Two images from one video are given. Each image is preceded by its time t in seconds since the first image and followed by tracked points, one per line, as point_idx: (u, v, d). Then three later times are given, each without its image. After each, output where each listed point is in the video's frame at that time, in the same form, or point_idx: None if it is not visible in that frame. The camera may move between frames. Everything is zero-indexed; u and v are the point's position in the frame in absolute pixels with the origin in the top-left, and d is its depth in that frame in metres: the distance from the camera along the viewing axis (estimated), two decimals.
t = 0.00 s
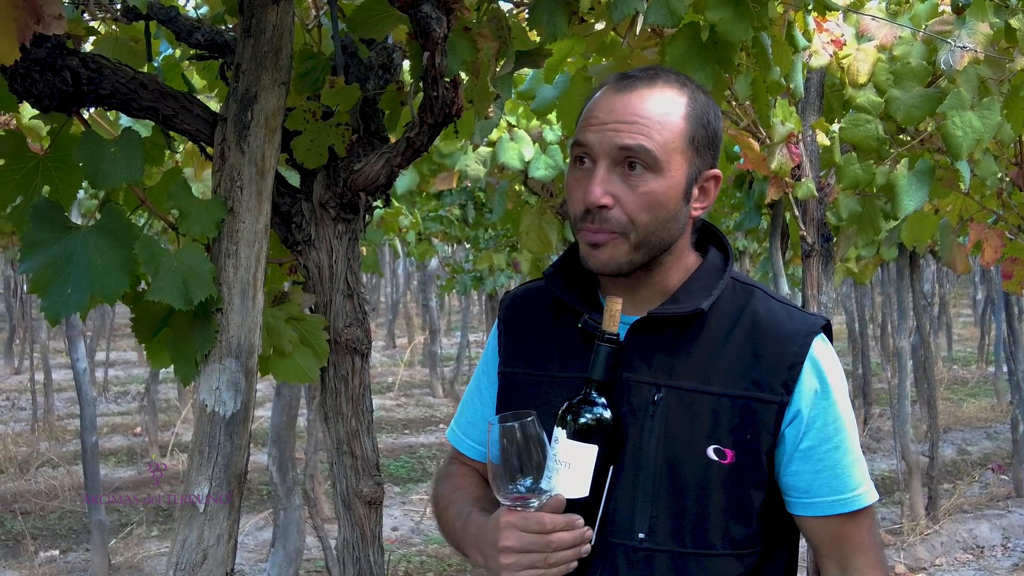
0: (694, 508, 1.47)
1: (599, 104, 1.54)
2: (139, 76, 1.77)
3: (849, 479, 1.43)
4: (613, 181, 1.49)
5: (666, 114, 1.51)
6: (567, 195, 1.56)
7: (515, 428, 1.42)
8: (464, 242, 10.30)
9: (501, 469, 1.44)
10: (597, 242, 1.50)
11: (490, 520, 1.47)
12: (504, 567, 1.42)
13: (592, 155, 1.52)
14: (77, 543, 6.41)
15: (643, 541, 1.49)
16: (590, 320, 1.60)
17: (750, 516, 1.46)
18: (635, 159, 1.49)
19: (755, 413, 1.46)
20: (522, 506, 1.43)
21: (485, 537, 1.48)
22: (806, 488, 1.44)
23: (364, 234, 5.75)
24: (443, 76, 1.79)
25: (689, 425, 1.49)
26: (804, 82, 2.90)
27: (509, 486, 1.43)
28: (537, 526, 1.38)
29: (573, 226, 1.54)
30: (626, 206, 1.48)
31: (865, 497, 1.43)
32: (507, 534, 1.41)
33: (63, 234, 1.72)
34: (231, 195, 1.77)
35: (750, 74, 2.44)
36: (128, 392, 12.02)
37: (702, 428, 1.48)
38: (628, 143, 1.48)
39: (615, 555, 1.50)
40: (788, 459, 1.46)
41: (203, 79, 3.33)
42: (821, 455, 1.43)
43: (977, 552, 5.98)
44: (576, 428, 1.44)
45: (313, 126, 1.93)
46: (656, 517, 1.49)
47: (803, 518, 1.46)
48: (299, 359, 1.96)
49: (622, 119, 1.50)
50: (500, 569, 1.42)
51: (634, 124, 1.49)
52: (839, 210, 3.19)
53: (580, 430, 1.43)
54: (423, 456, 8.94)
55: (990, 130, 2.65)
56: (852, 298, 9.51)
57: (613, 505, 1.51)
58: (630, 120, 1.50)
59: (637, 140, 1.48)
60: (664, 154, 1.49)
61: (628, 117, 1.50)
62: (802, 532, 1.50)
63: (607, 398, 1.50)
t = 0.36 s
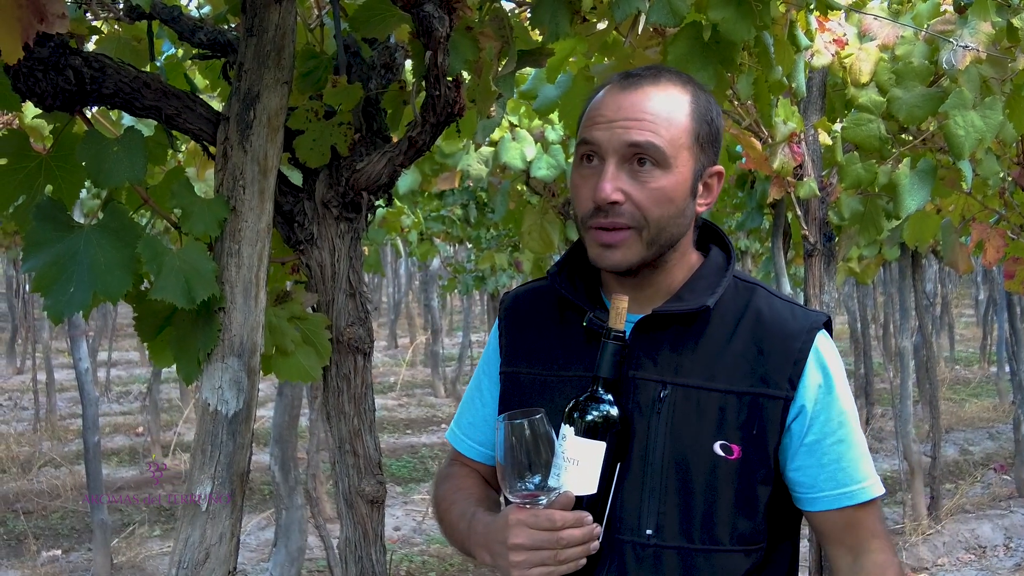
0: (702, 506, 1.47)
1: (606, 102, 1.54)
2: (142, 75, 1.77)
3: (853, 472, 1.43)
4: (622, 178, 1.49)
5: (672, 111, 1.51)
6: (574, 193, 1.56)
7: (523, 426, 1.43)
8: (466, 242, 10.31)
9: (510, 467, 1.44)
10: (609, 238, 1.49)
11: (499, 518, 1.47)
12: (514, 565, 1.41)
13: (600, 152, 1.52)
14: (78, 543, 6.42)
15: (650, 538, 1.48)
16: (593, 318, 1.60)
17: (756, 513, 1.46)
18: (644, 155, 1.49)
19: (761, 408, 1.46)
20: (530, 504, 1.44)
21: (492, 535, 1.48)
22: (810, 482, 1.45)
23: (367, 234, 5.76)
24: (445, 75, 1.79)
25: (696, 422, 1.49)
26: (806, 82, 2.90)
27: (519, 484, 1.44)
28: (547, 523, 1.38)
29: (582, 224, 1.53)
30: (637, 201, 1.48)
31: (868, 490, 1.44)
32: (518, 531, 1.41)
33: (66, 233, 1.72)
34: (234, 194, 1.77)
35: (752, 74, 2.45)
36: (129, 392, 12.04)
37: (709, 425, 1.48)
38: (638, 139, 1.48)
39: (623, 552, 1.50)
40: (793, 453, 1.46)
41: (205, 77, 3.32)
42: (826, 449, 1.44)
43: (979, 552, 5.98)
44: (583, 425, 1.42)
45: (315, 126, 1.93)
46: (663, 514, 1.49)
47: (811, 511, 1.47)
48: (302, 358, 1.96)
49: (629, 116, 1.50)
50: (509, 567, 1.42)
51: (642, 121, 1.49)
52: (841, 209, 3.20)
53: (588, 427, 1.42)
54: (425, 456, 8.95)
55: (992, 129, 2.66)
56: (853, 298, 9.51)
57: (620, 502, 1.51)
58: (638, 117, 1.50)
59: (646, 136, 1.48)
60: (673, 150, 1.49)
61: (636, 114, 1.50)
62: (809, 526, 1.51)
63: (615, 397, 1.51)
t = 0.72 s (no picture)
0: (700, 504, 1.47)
1: (606, 104, 1.53)
2: (142, 75, 1.77)
3: (844, 466, 1.41)
4: (636, 176, 1.49)
5: (673, 108, 1.53)
6: (581, 196, 1.54)
7: (521, 427, 1.42)
8: (467, 242, 10.31)
9: (508, 468, 1.44)
10: (628, 238, 1.49)
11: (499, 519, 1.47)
12: (513, 565, 1.41)
13: (610, 153, 1.51)
14: (79, 542, 6.42)
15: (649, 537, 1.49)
16: (591, 319, 1.60)
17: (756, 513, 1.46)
18: (655, 152, 1.50)
19: (758, 405, 1.46)
20: (529, 505, 1.44)
21: (493, 536, 1.48)
22: (802, 475, 1.43)
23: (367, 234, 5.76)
24: (444, 74, 1.79)
25: (694, 421, 1.49)
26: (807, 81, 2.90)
27: (517, 484, 1.44)
28: (545, 522, 1.38)
29: (596, 226, 1.52)
30: (654, 198, 1.48)
31: (861, 486, 1.41)
32: (516, 531, 1.41)
33: (65, 233, 1.72)
34: (234, 194, 1.77)
35: (752, 74, 2.44)
36: (131, 392, 12.04)
37: (706, 423, 1.48)
38: (648, 136, 1.49)
39: (622, 551, 1.50)
40: (786, 446, 1.45)
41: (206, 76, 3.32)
42: (817, 443, 1.42)
43: (979, 552, 5.97)
44: (582, 425, 1.44)
45: (315, 126, 1.93)
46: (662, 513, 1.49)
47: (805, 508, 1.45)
48: (302, 358, 1.96)
49: (635, 115, 1.50)
50: (509, 567, 1.42)
51: (649, 119, 1.50)
52: (842, 209, 3.20)
53: (586, 427, 1.44)
54: (426, 456, 8.95)
55: (993, 129, 2.65)
56: (854, 298, 9.51)
57: (619, 502, 1.51)
58: (643, 116, 1.50)
59: (656, 133, 1.49)
60: (681, 146, 1.51)
61: (641, 113, 1.50)
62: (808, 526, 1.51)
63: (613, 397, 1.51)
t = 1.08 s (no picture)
0: (700, 506, 1.47)
1: (595, 105, 1.55)
2: (144, 76, 1.77)
3: (854, 469, 1.43)
4: (630, 172, 1.50)
5: (661, 105, 1.54)
6: (575, 198, 1.54)
7: (518, 432, 1.40)
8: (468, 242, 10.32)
9: (506, 473, 1.43)
10: (625, 234, 1.48)
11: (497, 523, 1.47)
12: (513, 569, 1.41)
13: (602, 152, 1.52)
14: (80, 543, 6.42)
15: (650, 538, 1.49)
16: (590, 322, 1.59)
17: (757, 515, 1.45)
18: (648, 148, 1.51)
19: (758, 407, 1.46)
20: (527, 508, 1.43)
21: (492, 539, 1.48)
22: (813, 479, 1.44)
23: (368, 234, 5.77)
24: (447, 75, 1.78)
25: (693, 424, 1.49)
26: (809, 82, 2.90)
27: (515, 489, 1.42)
28: (544, 526, 1.37)
29: (593, 225, 1.51)
30: (650, 194, 1.48)
31: (868, 486, 1.44)
32: (515, 535, 1.41)
33: (68, 234, 1.72)
34: (236, 194, 1.77)
35: (754, 75, 2.44)
36: (131, 392, 12.05)
37: (705, 425, 1.48)
38: (640, 132, 1.50)
39: (623, 553, 1.50)
40: (794, 451, 1.46)
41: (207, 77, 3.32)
42: (827, 447, 1.43)
43: (980, 552, 5.97)
44: (579, 429, 1.45)
45: (318, 126, 1.92)
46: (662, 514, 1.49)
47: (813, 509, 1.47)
48: (305, 359, 1.96)
49: (625, 114, 1.52)
50: (509, 571, 1.42)
51: (639, 116, 1.51)
52: (844, 210, 3.21)
53: (584, 430, 1.44)
54: (427, 456, 8.95)
55: (995, 130, 2.65)
56: (855, 298, 9.52)
57: (619, 504, 1.51)
58: (633, 114, 1.51)
59: (647, 129, 1.50)
60: (672, 142, 1.52)
61: (631, 111, 1.52)
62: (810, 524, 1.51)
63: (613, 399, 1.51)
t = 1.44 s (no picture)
0: (704, 506, 1.47)
1: (601, 106, 1.54)
2: (147, 77, 1.77)
3: (852, 468, 1.44)
4: (637, 175, 1.50)
5: (666, 107, 1.55)
6: (581, 199, 1.54)
7: (524, 430, 1.43)
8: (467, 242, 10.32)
9: (512, 472, 1.44)
10: (631, 236, 1.49)
11: (502, 523, 1.47)
12: (518, 569, 1.42)
13: (609, 154, 1.52)
14: (80, 543, 6.42)
15: (654, 539, 1.49)
16: (591, 323, 1.59)
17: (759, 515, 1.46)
18: (655, 151, 1.51)
19: (762, 407, 1.46)
20: (533, 509, 1.44)
21: (496, 539, 1.49)
22: (812, 479, 1.45)
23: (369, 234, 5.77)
24: (449, 77, 1.79)
25: (697, 424, 1.49)
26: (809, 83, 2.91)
27: (521, 489, 1.44)
28: (550, 527, 1.37)
29: (599, 227, 1.52)
30: (657, 197, 1.48)
31: (866, 486, 1.44)
32: (521, 536, 1.41)
33: (70, 234, 1.72)
34: (238, 195, 1.77)
35: (755, 76, 2.45)
36: (131, 392, 12.05)
37: (710, 425, 1.49)
38: (647, 135, 1.50)
39: (627, 554, 1.50)
40: (794, 452, 1.46)
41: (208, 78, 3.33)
42: (826, 447, 1.44)
43: (979, 553, 5.97)
44: (585, 429, 1.43)
45: (320, 127, 1.93)
46: (666, 514, 1.49)
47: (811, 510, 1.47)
48: (306, 359, 1.98)
49: (631, 115, 1.52)
50: (514, 571, 1.42)
51: (646, 118, 1.51)
52: (844, 211, 3.21)
53: (589, 431, 1.42)
54: (427, 457, 8.95)
55: (995, 131, 2.66)
56: (855, 298, 9.52)
57: (624, 505, 1.51)
58: (640, 116, 1.52)
59: (654, 132, 1.51)
60: (678, 145, 1.53)
61: (637, 113, 1.52)
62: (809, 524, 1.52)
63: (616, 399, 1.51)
